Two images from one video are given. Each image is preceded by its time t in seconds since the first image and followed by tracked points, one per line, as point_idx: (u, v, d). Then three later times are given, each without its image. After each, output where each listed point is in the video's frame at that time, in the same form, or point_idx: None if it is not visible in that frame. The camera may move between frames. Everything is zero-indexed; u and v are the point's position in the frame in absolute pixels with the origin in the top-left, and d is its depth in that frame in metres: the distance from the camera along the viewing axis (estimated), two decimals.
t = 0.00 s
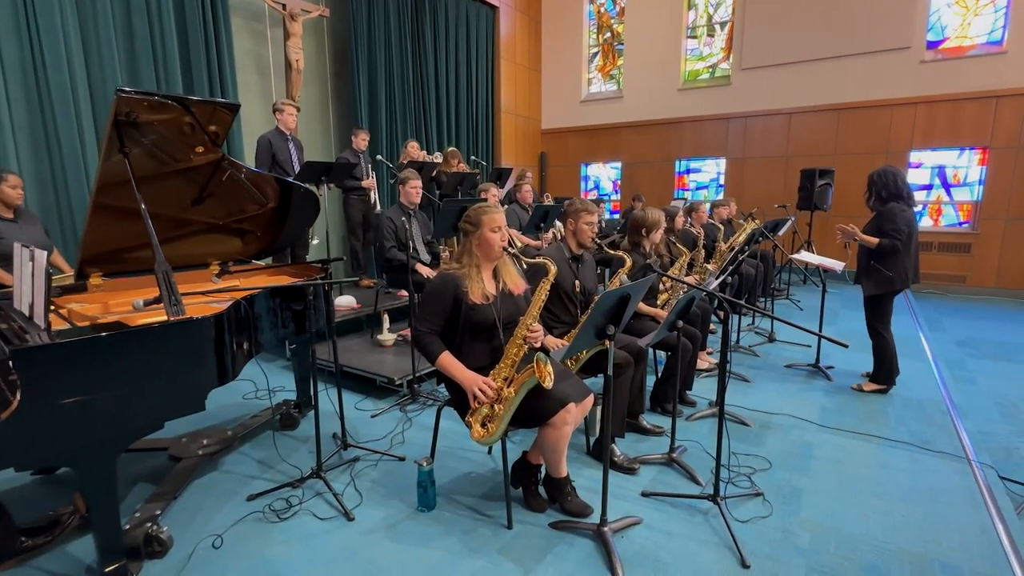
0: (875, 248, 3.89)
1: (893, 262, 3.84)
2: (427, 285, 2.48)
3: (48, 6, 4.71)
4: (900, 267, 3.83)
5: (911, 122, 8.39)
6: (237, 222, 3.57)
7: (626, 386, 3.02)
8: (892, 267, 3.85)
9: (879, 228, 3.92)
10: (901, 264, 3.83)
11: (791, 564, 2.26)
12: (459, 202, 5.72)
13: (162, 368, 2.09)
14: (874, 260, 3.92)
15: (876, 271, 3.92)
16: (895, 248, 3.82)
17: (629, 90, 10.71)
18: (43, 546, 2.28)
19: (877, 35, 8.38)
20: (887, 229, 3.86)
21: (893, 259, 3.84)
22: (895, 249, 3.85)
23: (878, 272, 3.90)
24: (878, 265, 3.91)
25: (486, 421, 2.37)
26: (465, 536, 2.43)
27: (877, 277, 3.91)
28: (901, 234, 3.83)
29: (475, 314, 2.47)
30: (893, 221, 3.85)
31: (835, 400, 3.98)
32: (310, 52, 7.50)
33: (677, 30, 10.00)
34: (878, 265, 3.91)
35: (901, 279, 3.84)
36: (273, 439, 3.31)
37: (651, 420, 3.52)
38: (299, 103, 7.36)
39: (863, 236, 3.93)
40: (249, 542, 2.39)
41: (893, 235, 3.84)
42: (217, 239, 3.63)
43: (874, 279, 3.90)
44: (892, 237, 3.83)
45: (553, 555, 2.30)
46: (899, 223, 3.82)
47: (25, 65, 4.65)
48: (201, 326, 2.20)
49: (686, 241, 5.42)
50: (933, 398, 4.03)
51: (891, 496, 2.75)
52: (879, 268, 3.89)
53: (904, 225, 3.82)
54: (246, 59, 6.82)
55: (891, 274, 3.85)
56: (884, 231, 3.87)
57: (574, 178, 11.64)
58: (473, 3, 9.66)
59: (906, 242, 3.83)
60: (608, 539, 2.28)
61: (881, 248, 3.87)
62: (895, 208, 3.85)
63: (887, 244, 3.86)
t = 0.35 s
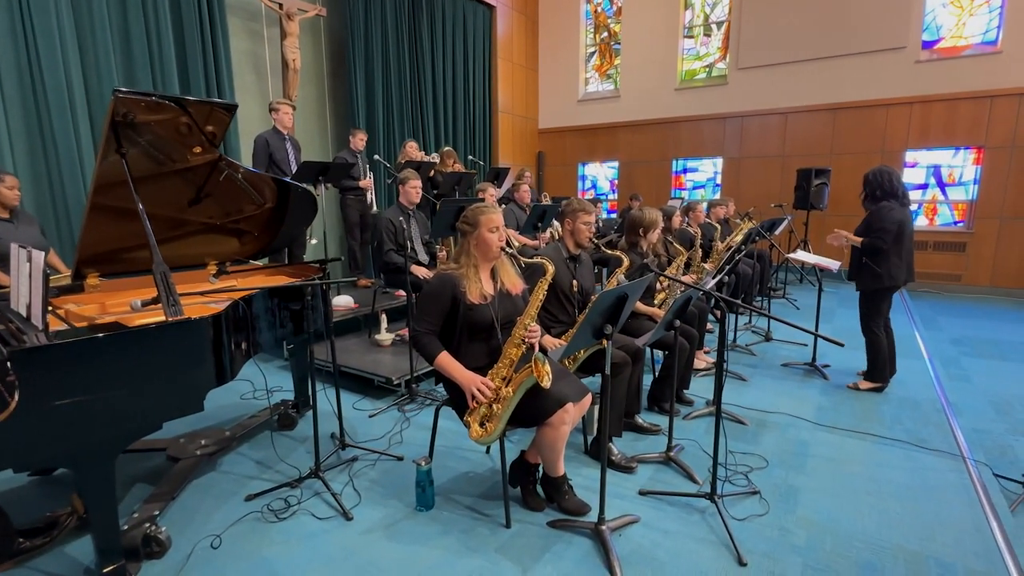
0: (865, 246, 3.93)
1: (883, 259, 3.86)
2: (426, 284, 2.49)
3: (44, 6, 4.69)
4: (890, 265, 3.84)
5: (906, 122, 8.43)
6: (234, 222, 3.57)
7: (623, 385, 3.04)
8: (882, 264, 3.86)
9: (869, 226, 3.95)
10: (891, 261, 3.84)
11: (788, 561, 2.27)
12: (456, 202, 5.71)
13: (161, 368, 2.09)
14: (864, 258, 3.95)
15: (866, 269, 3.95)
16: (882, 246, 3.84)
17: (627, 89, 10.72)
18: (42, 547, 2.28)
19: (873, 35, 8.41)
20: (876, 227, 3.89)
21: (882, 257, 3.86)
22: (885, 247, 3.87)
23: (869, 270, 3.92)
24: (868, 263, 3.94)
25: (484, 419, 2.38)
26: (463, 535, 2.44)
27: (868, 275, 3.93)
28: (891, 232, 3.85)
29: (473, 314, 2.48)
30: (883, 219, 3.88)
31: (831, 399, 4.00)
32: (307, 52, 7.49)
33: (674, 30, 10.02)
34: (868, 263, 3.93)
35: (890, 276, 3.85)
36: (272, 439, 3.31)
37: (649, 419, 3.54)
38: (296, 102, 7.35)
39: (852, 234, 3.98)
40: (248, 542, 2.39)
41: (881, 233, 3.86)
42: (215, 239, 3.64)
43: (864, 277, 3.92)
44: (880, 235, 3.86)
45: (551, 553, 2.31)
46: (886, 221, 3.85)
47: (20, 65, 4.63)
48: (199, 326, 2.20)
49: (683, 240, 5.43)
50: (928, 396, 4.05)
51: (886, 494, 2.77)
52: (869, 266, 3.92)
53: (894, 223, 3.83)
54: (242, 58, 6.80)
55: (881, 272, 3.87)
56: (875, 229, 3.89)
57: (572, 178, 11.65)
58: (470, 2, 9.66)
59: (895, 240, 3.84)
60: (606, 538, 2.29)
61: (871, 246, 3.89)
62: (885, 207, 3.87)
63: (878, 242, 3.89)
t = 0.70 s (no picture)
0: (861, 247, 3.94)
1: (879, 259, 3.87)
2: (426, 283, 2.49)
3: (43, 5, 4.69)
4: (886, 265, 3.85)
5: (905, 122, 8.44)
6: (234, 222, 3.57)
7: (624, 384, 3.04)
8: (878, 265, 3.87)
9: (866, 226, 3.95)
10: (887, 262, 3.85)
11: (788, 559, 2.28)
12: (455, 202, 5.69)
13: (161, 368, 2.09)
14: (861, 258, 3.96)
15: (862, 269, 3.96)
16: (878, 246, 3.85)
17: (626, 89, 10.73)
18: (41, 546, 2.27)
19: (872, 34, 8.42)
20: (872, 227, 3.89)
21: (878, 257, 3.87)
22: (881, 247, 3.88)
23: (865, 270, 3.94)
24: (864, 263, 3.95)
25: (484, 418, 2.38)
26: (464, 533, 2.44)
27: (864, 275, 3.94)
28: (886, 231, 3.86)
29: (474, 312, 2.48)
30: (879, 219, 3.88)
31: (831, 397, 4.01)
32: (306, 51, 7.48)
33: (673, 30, 10.02)
34: (864, 263, 3.94)
35: (886, 277, 3.86)
36: (272, 438, 3.31)
37: (649, 418, 3.54)
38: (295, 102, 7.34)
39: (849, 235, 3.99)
40: (248, 541, 2.39)
41: (878, 233, 3.87)
42: (215, 239, 3.64)
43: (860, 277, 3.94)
44: (876, 235, 3.86)
45: (552, 552, 2.31)
46: (883, 222, 3.85)
47: (19, 64, 4.62)
48: (199, 325, 2.20)
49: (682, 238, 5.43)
50: (927, 395, 4.06)
51: (886, 492, 2.77)
52: (865, 266, 3.93)
53: (891, 224, 3.83)
54: (241, 58, 6.79)
55: (876, 272, 3.88)
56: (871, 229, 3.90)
57: (571, 177, 11.66)
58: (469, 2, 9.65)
59: (892, 241, 3.84)
60: (606, 536, 2.29)
61: (866, 246, 3.91)
62: (881, 207, 3.87)
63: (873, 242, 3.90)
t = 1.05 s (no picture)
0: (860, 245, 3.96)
1: (876, 258, 3.89)
2: (429, 283, 2.50)
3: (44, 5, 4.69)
4: (884, 264, 3.87)
5: (904, 123, 8.46)
6: (235, 222, 3.58)
7: (626, 384, 3.05)
8: (876, 264, 3.89)
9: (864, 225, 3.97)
10: (885, 260, 3.87)
11: (789, 558, 2.29)
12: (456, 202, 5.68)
13: (164, 368, 2.09)
14: (860, 257, 3.97)
15: (862, 268, 3.97)
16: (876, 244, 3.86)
17: (626, 89, 10.74)
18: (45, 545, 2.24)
19: (871, 35, 8.43)
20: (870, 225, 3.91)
21: (877, 256, 3.88)
22: (878, 245, 3.90)
23: (864, 269, 3.95)
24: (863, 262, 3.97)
25: (487, 418, 2.39)
26: (466, 533, 2.45)
27: (863, 273, 3.96)
28: (884, 229, 3.88)
29: (476, 313, 2.48)
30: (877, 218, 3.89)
31: (831, 397, 4.02)
32: (307, 51, 7.49)
33: (673, 30, 10.02)
34: (863, 262, 3.96)
35: (885, 276, 3.88)
36: (274, 438, 3.32)
37: (650, 417, 3.56)
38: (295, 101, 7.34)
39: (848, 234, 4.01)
40: (251, 540, 2.40)
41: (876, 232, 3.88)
42: (216, 239, 3.64)
43: (858, 275, 3.96)
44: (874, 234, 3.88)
45: (555, 551, 2.32)
46: (881, 220, 3.86)
47: (20, 64, 4.62)
48: (203, 325, 2.21)
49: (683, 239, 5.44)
50: (928, 395, 4.07)
51: (886, 491, 2.78)
52: (863, 264, 3.95)
53: (888, 222, 3.84)
54: (242, 58, 6.79)
55: (875, 271, 3.90)
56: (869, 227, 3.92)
57: (571, 177, 11.66)
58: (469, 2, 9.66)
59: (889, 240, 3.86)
60: (609, 535, 2.31)
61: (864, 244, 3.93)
62: (880, 206, 3.89)
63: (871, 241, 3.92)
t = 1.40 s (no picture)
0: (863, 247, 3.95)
1: (880, 259, 3.89)
2: (433, 282, 2.50)
3: (47, 5, 4.69)
4: (889, 265, 3.87)
5: (906, 123, 8.45)
6: (238, 221, 3.58)
7: (629, 384, 3.06)
8: (881, 265, 3.89)
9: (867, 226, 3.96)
10: (890, 261, 3.87)
11: (793, 558, 2.29)
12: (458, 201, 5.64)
13: (168, 367, 2.09)
14: (864, 259, 3.97)
15: (866, 269, 3.97)
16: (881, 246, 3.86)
17: (627, 89, 10.73)
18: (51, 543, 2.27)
19: (873, 35, 8.43)
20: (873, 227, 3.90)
21: (881, 257, 3.89)
22: (882, 246, 3.90)
23: (869, 270, 3.94)
24: (867, 264, 3.96)
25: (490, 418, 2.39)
26: (470, 532, 2.45)
27: (867, 275, 3.95)
28: (886, 231, 3.88)
29: (480, 312, 2.48)
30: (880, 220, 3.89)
31: (834, 397, 4.02)
32: (309, 51, 7.49)
33: (675, 30, 10.02)
34: (868, 263, 3.95)
35: (890, 277, 3.87)
36: (277, 437, 3.32)
37: (653, 417, 3.56)
38: (298, 101, 7.34)
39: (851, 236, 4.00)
40: (255, 539, 2.40)
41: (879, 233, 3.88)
42: (219, 238, 3.64)
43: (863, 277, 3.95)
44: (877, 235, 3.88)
45: (559, 550, 2.32)
46: (884, 221, 3.86)
47: (23, 63, 4.63)
48: (206, 324, 2.21)
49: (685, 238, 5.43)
50: (930, 395, 4.07)
51: (890, 491, 2.78)
52: (867, 266, 3.94)
53: (890, 223, 3.85)
54: (244, 57, 6.79)
55: (880, 273, 3.89)
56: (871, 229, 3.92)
57: (572, 177, 11.67)
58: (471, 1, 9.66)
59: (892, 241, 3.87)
60: (613, 535, 2.31)
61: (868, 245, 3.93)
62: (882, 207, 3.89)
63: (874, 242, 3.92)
